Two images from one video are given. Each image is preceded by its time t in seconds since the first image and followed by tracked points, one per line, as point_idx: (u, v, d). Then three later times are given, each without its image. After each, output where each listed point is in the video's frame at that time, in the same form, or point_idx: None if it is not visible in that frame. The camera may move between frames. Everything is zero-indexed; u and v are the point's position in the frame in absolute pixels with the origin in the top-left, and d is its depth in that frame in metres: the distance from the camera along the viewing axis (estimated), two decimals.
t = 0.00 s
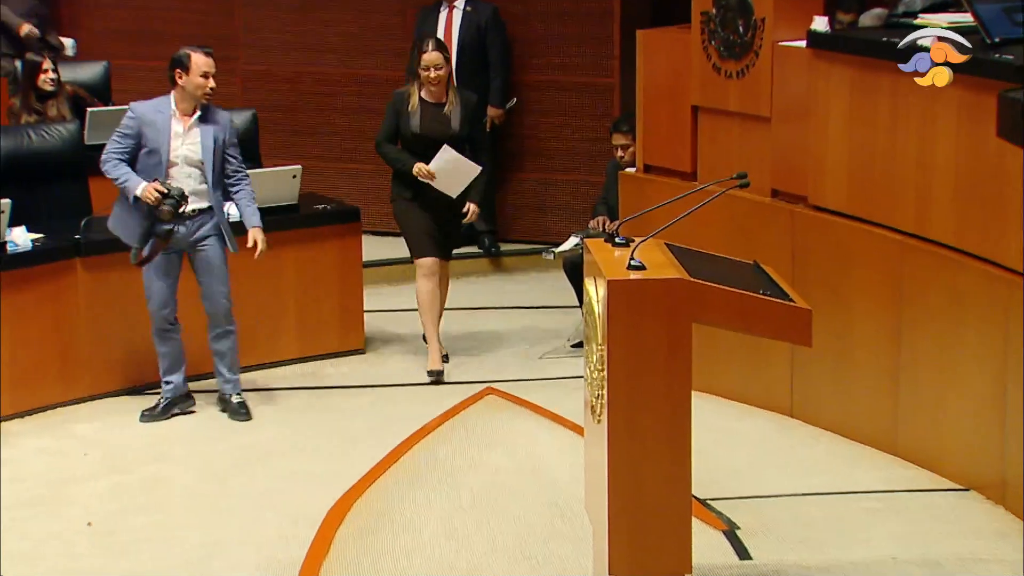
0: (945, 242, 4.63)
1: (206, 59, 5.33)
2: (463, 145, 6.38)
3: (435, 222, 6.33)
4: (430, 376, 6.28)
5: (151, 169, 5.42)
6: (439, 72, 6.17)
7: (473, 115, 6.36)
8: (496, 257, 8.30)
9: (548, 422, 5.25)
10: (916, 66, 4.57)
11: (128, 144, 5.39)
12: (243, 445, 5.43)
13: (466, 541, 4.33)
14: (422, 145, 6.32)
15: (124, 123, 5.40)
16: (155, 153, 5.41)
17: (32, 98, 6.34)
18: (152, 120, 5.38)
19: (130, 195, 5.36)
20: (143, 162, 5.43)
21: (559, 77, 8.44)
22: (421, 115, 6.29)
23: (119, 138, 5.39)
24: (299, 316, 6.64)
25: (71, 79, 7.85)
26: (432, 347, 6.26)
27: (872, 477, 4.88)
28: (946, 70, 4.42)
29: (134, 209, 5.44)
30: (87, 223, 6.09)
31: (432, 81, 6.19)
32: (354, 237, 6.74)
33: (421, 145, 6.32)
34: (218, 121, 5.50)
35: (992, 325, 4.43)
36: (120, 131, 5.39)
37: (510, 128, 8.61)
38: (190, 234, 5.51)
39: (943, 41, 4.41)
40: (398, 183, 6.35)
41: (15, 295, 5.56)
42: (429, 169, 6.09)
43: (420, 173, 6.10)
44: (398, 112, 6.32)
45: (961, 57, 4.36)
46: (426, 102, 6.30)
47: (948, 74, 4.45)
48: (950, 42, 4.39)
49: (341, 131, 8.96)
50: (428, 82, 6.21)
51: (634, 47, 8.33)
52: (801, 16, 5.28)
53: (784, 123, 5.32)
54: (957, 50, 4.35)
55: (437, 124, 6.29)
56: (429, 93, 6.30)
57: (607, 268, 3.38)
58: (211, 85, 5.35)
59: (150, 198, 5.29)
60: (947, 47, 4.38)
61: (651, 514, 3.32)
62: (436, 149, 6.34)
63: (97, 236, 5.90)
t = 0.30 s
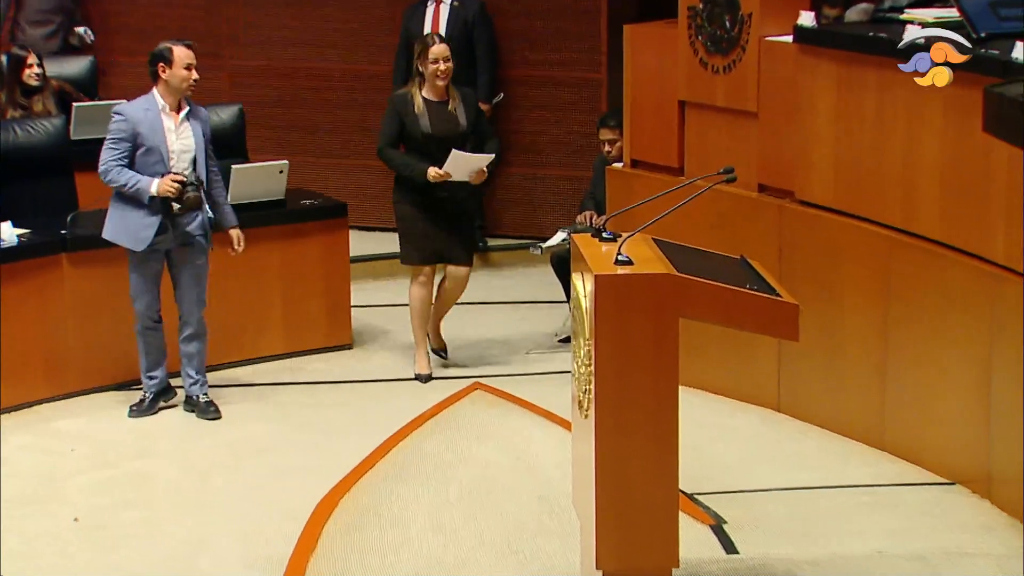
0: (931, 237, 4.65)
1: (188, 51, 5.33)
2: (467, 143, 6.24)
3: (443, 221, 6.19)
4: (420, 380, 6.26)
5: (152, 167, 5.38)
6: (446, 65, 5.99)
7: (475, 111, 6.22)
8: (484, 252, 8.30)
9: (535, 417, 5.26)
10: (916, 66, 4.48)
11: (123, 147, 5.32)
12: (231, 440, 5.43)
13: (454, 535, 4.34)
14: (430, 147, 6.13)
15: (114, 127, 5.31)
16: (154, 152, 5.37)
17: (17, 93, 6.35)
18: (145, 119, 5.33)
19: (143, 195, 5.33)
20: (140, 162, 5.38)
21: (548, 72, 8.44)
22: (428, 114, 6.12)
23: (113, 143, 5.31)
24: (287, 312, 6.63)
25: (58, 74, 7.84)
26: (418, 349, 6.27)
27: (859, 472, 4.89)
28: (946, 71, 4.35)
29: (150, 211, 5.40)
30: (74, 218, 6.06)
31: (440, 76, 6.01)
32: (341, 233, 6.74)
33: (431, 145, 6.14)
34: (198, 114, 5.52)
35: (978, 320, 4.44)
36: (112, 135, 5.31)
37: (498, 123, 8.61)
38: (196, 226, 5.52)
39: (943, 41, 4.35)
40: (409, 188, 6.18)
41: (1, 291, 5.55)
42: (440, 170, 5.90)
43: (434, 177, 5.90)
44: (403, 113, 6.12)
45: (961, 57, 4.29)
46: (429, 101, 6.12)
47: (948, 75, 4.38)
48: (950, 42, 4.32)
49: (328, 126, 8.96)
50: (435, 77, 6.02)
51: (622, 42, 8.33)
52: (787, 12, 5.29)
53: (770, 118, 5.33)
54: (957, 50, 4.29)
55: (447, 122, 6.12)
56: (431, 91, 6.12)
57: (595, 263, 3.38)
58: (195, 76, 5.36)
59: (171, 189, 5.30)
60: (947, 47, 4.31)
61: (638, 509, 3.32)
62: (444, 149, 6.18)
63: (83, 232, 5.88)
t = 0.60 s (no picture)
0: (917, 232, 4.66)
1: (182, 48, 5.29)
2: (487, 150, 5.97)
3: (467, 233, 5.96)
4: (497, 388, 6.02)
5: (153, 166, 5.35)
6: (464, 70, 5.71)
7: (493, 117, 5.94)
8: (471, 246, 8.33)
9: (522, 412, 5.26)
10: (916, 65, 4.43)
11: (123, 147, 5.29)
12: (218, 436, 5.43)
13: (442, 530, 4.34)
14: (452, 156, 5.87)
15: (113, 126, 5.29)
16: (153, 151, 5.34)
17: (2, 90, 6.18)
18: (144, 118, 5.30)
19: (142, 194, 5.29)
20: (142, 161, 5.34)
21: (537, 67, 8.42)
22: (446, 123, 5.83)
23: (113, 143, 5.28)
24: (274, 308, 6.62)
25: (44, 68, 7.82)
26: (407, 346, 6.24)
27: (846, 465, 4.91)
28: (946, 70, 4.29)
29: (152, 211, 5.39)
30: (60, 215, 6.04)
31: (460, 82, 5.73)
32: (328, 228, 6.74)
33: (452, 155, 5.87)
34: (199, 112, 5.48)
35: (964, 313, 4.46)
36: (112, 135, 5.28)
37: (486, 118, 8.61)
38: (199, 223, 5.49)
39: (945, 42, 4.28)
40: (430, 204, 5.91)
41: None
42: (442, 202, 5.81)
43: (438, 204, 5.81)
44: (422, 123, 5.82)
45: (961, 57, 4.22)
46: (449, 109, 5.82)
47: (949, 74, 4.32)
48: (952, 42, 4.26)
49: (316, 121, 8.95)
50: (453, 83, 5.74)
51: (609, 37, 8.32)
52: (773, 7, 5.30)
53: (756, 113, 5.33)
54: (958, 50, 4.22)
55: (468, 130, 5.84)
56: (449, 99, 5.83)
57: (582, 258, 3.38)
58: (188, 71, 5.32)
59: (168, 187, 5.27)
60: (947, 48, 4.25)
61: (626, 504, 3.33)
62: (465, 156, 5.90)
63: (70, 228, 5.86)
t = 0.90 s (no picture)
0: (901, 227, 4.68)
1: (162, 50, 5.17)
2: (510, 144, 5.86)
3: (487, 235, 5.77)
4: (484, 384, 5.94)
5: (131, 168, 5.29)
6: (488, 60, 5.62)
7: (517, 113, 5.85)
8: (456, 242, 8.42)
9: (508, 407, 5.26)
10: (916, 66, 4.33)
11: (104, 145, 5.25)
12: (204, 431, 5.42)
13: (429, 526, 4.34)
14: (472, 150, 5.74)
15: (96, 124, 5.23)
16: (131, 152, 5.26)
17: None
18: (125, 118, 5.22)
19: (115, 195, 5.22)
20: (121, 160, 5.28)
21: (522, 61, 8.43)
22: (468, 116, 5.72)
23: (94, 141, 5.24)
24: (260, 304, 6.62)
25: (28, 64, 7.78)
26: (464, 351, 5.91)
27: (831, 460, 4.92)
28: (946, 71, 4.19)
29: (124, 210, 5.28)
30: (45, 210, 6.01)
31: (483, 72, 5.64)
32: (314, 224, 6.73)
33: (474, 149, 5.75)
34: (188, 113, 5.37)
35: (948, 307, 4.47)
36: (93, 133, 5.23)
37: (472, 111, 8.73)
38: (175, 230, 5.40)
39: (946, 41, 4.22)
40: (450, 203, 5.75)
41: None
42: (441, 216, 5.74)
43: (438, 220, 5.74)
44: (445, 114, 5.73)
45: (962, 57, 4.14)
46: (471, 100, 5.73)
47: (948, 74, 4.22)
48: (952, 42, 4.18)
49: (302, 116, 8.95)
50: (478, 72, 5.65)
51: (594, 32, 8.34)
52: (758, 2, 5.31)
53: (742, 107, 5.34)
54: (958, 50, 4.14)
55: (489, 123, 5.73)
56: (472, 90, 5.74)
57: (570, 254, 3.39)
58: (167, 74, 5.21)
59: (138, 190, 5.18)
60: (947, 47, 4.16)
61: (614, 498, 3.33)
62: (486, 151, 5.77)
63: (55, 224, 5.84)
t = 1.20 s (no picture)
0: (886, 221, 4.69)
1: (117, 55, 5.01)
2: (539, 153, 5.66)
3: (519, 243, 5.61)
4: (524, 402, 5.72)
5: (84, 177, 5.14)
6: (510, 66, 5.44)
7: (544, 120, 5.65)
8: (444, 238, 8.45)
9: (495, 403, 5.26)
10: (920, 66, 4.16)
11: (58, 153, 5.11)
12: (190, 426, 5.43)
13: (415, 521, 4.34)
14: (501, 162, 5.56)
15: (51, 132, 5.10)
16: (82, 160, 5.12)
17: None
18: (76, 125, 5.08)
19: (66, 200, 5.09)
20: (74, 168, 5.14)
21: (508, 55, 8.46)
22: (493, 125, 5.55)
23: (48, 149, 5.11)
24: (246, 299, 6.61)
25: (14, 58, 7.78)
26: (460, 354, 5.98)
27: (817, 454, 4.93)
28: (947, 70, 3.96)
29: (79, 219, 5.17)
30: (30, 206, 6.00)
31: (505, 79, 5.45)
32: (301, 219, 6.73)
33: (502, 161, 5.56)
34: (141, 119, 5.19)
35: (934, 302, 4.48)
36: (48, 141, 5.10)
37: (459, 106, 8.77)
38: (126, 240, 5.26)
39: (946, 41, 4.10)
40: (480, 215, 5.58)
41: None
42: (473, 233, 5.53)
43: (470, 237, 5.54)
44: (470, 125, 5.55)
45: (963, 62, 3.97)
46: (496, 110, 5.55)
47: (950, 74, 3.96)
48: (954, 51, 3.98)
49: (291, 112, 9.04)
50: (500, 79, 5.46)
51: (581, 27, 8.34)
52: None
53: (728, 103, 5.35)
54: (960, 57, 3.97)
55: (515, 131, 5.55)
56: (496, 100, 5.55)
57: (555, 250, 3.39)
58: (121, 79, 5.02)
59: (87, 196, 5.04)
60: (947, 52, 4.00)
61: (600, 493, 3.34)
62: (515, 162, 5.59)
63: (39, 219, 5.83)
